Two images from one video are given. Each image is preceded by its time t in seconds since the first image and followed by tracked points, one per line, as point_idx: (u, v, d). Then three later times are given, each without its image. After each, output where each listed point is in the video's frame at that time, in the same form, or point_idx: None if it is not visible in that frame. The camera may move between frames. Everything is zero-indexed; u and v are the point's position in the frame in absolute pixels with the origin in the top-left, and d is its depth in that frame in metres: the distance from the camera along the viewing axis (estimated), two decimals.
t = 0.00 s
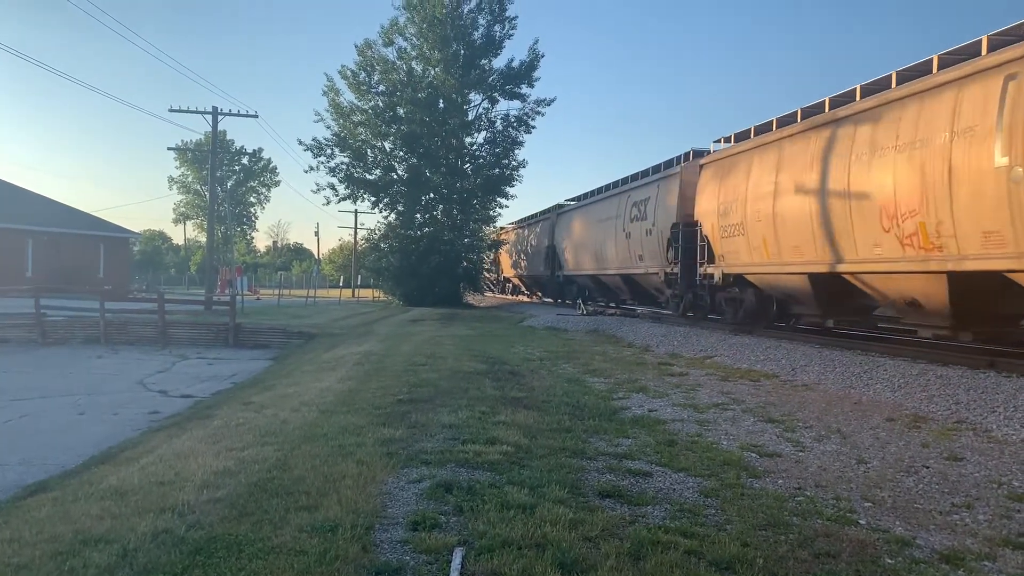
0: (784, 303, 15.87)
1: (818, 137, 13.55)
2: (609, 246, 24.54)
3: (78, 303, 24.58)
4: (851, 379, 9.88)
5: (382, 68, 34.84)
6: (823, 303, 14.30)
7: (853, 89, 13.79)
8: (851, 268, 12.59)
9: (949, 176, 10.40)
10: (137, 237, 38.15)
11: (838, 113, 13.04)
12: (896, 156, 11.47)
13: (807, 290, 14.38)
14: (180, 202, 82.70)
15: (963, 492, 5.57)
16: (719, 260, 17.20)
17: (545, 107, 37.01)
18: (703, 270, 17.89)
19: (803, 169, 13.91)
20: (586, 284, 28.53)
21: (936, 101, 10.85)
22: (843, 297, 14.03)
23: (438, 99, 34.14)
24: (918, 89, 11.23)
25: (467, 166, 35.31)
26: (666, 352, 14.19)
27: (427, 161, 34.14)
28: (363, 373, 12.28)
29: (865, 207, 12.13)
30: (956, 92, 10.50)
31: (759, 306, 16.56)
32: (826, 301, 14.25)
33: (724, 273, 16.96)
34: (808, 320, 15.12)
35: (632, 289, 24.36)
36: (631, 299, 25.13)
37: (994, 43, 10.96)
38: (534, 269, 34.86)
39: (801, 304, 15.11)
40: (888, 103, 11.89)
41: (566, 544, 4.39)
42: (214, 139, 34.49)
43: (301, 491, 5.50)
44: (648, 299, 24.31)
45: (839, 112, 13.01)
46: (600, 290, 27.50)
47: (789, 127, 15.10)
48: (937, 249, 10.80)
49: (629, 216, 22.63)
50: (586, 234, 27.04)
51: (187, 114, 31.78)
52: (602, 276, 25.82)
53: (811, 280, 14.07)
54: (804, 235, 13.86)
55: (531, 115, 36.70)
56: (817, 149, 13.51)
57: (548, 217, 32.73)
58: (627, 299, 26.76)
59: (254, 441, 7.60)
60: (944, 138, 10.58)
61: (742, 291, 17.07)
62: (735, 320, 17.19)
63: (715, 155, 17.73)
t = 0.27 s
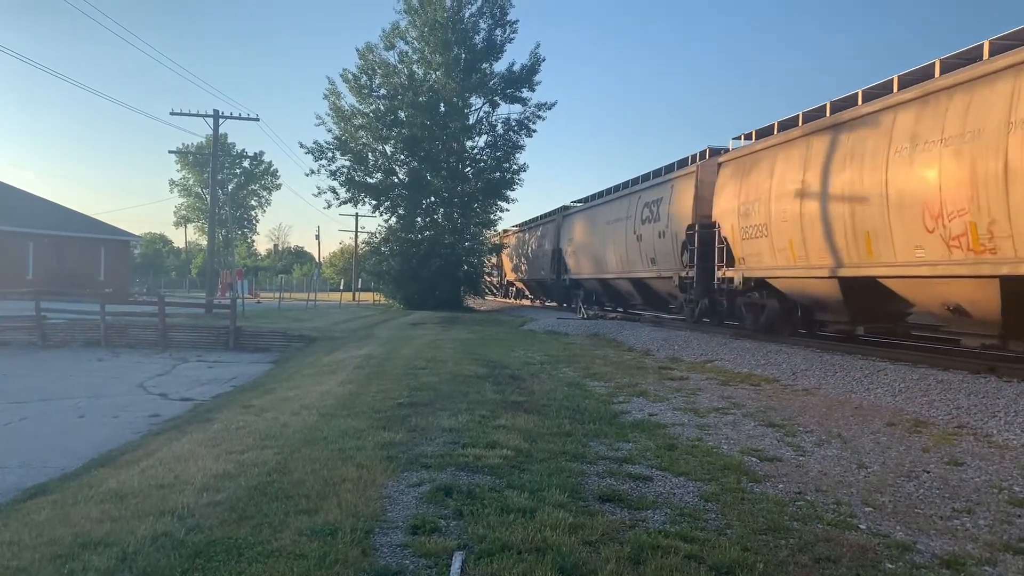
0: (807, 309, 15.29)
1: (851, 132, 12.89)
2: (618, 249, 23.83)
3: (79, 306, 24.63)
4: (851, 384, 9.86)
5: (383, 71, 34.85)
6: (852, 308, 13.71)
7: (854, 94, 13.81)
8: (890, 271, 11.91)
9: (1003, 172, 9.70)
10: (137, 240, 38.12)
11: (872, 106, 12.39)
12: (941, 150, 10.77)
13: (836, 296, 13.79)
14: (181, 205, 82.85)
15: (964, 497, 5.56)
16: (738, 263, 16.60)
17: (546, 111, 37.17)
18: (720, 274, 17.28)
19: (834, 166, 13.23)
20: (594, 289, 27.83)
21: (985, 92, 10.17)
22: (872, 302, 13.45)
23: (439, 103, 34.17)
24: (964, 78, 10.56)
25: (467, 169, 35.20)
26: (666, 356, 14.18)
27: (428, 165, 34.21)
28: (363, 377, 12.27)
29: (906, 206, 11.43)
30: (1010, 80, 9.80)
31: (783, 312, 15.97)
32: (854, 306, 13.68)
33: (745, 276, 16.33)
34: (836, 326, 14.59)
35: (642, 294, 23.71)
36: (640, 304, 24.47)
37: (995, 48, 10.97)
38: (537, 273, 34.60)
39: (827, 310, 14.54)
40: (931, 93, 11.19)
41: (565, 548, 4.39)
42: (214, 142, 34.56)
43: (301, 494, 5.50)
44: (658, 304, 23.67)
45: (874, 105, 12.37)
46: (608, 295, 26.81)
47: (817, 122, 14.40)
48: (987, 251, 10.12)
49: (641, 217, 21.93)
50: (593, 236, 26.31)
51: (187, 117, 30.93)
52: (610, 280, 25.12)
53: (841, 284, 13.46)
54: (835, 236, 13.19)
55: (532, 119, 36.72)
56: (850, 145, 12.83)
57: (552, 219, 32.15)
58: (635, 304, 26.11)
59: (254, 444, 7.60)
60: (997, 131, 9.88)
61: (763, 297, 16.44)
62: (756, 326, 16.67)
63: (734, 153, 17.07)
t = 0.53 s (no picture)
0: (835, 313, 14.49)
1: (886, 125, 11.98)
2: (627, 250, 23.06)
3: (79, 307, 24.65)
4: (851, 387, 9.85)
5: (384, 73, 34.83)
6: (885, 313, 12.87)
7: (855, 96, 13.81)
8: (933, 274, 11.01)
9: None
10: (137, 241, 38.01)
11: (910, 96, 11.45)
12: (992, 142, 9.83)
13: (867, 301, 12.99)
14: (181, 206, 82.95)
15: (963, 501, 5.56)
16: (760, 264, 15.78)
17: (546, 113, 37.27)
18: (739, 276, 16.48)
19: (866, 160, 12.33)
20: (602, 292, 27.00)
21: None
22: (909, 306, 12.60)
23: (440, 104, 34.20)
24: (1015, 62, 9.61)
25: (467, 171, 35.24)
26: (666, 358, 14.18)
27: (428, 166, 34.27)
28: (363, 378, 12.26)
29: (952, 203, 10.51)
30: None
31: (809, 316, 15.19)
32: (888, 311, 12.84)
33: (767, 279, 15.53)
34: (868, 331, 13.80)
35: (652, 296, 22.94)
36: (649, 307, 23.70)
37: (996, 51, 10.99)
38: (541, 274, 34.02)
39: (857, 315, 13.73)
40: (978, 79, 10.24)
41: (565, 550, 4.39)
42: (215, 142, 34.58)
43: (300, 495, 5.50)
44: (669, 306, 22.90)
45: (910, 95, 11.44)
46: (616, 297, 26.03)
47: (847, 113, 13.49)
48: None
49: (651, 217, 21.18)
50: (601, 237, 25.51)
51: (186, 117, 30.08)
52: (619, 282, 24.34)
53: (873, 287, 12.61)
54: (868, 235, 12.30)
55: (533, 121, 36.82)
56: (886, 137, 11.92)
57: (558, 219, 31.36)
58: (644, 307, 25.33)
59: (254, 445, 7.60)
60: None
61: (787, 300, 15.64)
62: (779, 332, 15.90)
63: (754, 147, 16.21)
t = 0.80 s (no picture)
0: (864, 317, 13.57)
1: (931, 113, 11.08)
2: (637, 249, 22.24)
3: (77, 306, 24.64)
4: (849, 389, 9.85)
5: (383, 73, 34.79)
6: (921, 317, 12.05)
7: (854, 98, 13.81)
8: (985, 274, 10.13)
9: None
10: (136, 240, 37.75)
11: (958, 82, 10.59)
12: None
13: (903, 304, 12.15)
14: (180, 206, 82.94)
15: (961, 502, 5.56)
16: (784, 264, 14.89)
17: (546, 113, 37.26)
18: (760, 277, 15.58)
19: (906, 153, 11.45)
20: (610, 294, 26.11)
21: None
22: (949, 309, 11.77)
23: (439, 104, 34.19)
24: None
25: (467, 171, 35.25)
26: (665, 360, 14.17)
27: (427, 167, 34.27)
28: (362, 378, 12.26)
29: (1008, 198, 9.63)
30: None
31: (836, 318, 14.16)
32: (926, 314, 11.98)
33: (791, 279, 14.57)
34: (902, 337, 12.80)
35: (663, 298, 22.11)
36: (660, 309, 22.87)
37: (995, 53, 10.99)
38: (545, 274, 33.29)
39: (890, 319, 12.84)
40: None
41: (563, 551, 4.39)
42: (214, 142, 34.54)
43: (298, 496, 5.49)
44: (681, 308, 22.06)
45: (957, 81, 10.61)
46: (625, 300, 25.19)
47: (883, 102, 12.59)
48: None
49: (663, 215, 20.37)
50: (609, 237, 24.70)
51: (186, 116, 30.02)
52: (628, 284, 23.51)
53: (912, 289, 11.76)
54: (908, 233, 11.43)
55: (532, 121, 36.87)
56: (929, 128, 11.04)
57: (564, 218, 30.48)
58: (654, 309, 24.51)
59: (252, 445, 7.59)
60: None
61: (811, 303, 14.65)
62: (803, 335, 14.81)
63: (779, 141, 15.34)
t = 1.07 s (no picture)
0: (899, 318, 12.55)
1: (977, 98, 10.06)
2: (643, 247, 21.25)
3: (74, 305, 24.61)
4: (847, 388, 9.85)
5: (382, 72, 34.75)
6: (962, 320, 11.10)
7: (852, 98, 13.83)
8: None
9: None
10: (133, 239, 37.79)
11: (1011, 62, 9.48)
12: None
13: (943, 305, 11.20)
14: (178, 204, 82.90)
15: (958, 502, 5.57)
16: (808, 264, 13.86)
17: (545, 112, 37.27)
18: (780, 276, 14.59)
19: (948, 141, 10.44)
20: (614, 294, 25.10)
21: None
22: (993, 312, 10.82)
23: (437, 103, 34.15)
24: None
25: (465, 171, 35.27)
26: (662, 359, 14.16)
27: (426, 166, 34.25)
28: (359, 378, 12.25)
29: None
30: None
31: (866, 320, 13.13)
32: (969, 318, 11.01)
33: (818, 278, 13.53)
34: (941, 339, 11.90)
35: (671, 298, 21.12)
36: (667, 310, 21.89)
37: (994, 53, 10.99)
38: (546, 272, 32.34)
39: (927, 322, 11.87)
40: None
41: (560, 550, 4.39)
42: (212, 140, 34.45)
43: (296, 495, 5.48)
44: (690, 309, 21.09)
45: (1009, 61, 9.54)
46: (630, 299, 24.20)
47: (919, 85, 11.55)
48: None
49: (672, 211, 19.37)
50: (612, 234, 23.71)
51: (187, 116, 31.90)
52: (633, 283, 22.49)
53: (955, 289, 10.77)
54: (952, 229, 10.42)
55: (531, 121, 36.89)
56: (975, 113, 10.03)
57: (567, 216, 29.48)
58: (659, 309, 23.51)
59: (249, 444, 7.59)
60: None
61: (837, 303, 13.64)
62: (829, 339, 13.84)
63: (801, 131, 14.31)
